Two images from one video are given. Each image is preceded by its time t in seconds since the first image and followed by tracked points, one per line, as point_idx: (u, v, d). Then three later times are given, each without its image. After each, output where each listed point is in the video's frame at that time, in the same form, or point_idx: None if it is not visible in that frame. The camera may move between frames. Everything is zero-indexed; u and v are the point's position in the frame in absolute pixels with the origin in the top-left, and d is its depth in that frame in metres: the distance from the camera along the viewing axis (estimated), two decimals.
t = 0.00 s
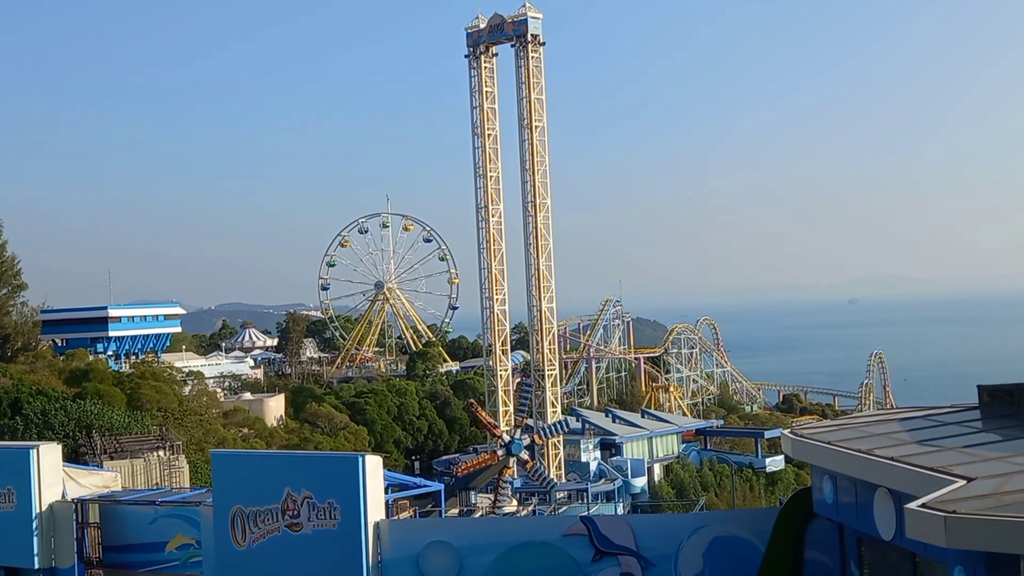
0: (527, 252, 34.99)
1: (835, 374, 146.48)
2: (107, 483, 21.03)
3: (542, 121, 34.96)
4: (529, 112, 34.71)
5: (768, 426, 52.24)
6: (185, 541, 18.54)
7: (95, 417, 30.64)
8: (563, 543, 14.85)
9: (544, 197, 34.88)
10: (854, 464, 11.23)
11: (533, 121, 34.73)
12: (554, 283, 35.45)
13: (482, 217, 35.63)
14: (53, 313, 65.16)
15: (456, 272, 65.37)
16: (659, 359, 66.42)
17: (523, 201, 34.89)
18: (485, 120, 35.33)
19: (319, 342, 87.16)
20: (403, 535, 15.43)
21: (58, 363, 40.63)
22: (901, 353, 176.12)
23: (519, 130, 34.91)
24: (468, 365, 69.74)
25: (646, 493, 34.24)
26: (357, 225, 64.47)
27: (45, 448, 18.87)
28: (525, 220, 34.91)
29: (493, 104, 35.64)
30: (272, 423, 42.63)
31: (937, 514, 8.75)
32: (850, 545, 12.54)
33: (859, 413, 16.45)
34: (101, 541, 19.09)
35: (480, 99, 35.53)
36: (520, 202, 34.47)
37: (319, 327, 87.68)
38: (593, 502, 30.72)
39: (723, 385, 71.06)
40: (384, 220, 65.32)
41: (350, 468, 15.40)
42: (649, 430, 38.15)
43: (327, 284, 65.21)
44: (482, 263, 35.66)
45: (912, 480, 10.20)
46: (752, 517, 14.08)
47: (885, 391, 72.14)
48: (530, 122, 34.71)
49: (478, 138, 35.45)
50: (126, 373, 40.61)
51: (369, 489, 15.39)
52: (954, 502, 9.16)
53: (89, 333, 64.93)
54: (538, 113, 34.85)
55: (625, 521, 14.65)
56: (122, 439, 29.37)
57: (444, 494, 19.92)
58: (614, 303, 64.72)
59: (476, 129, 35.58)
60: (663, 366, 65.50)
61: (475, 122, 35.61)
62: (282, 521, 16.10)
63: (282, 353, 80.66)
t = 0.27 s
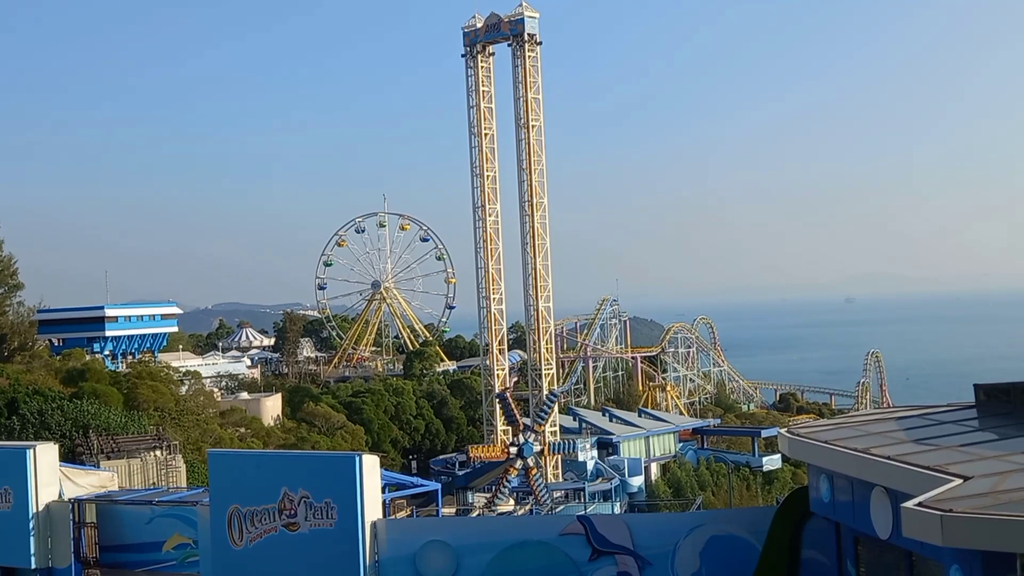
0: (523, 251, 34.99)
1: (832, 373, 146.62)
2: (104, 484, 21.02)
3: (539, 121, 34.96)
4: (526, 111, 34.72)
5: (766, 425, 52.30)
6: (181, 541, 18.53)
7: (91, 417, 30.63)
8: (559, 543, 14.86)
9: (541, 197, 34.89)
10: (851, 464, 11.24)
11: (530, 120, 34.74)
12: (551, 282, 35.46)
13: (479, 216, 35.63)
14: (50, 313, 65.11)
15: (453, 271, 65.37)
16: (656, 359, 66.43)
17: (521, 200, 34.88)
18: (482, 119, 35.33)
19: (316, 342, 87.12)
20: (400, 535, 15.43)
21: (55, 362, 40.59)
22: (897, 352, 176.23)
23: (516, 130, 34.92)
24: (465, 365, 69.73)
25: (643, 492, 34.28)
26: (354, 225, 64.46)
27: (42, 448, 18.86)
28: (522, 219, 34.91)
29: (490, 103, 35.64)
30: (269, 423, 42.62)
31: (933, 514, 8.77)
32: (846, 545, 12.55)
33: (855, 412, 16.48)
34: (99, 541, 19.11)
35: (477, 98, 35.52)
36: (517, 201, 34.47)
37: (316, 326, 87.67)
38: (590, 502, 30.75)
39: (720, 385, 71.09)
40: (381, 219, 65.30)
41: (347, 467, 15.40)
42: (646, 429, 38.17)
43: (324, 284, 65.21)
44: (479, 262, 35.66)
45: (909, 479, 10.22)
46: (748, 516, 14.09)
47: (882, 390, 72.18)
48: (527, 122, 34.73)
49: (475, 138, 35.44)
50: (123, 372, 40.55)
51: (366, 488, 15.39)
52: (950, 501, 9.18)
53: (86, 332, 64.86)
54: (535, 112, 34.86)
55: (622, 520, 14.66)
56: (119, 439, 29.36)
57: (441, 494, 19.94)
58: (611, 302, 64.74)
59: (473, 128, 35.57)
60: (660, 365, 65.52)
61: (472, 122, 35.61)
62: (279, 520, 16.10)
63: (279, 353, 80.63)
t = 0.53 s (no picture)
0: (519, 255, 35.00)
1: (827, 377, 146.78)
2: (99, 488, 20.97)
3: (535, 125, 34.99)
4: (522, 116, 34.75)
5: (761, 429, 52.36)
6: (176, 546, 18.27)
7: (86, 422, 30.61)
8: (555, 547, 14.84)
9: (536, 201, 34.92)
10: (847, 467, 11.25)
11: (525, 124, 34.78)
12: (547, 286, 35.46)
13: (475, 220, 35.64)
14: (46, 317, 65.01)
15: (449, 275, 65.39)
16: (652, 362, 66.46)
17: (516, 204, 34.91)
18: (477, 123, 35.35)
19: (312, 346, 87.05)
20: (396, 539, 15.42)
21: (50, 366, 40.52)
22: (892, 355, 176.48)
23: (512, 134, 34.95)
24: (460, 369, 69.69)
25: (639, 496, 34.30)
26: (350, 229, 64.47)
27: (37, 452, 18.86)
28: (518, 223, 34.92)
29: (485, 107, 35.66)
30: (265, 427, 42.59)
31: (928, 518, 8.78)
32: (842, 549, 12.56)
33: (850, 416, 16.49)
34: (94, 546, 19.03)
35: (473, 103, 35.54)
36: (512, 205, 34.49)
37: (312, 330, 87.61)
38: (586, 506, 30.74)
39: (716, 388, 71.15)
40: (376, 223, 65.28)
41: (343, 471, 15.38)
42: (642, 433, 38.19)
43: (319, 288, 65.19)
44: (474, 266, 35.66)
45: (905, 483, 10.22)
46: (745, 520, 14.10)
47: (877, 394, 72.24)
48: (523, 126, 34.76)
49: (471, 142, 35.46)
50: (118, 376, 40.47)
51: (362, 493, 15.38)
52: (945, 504, 9.19)
53: (81, 337, 64.78)
54: (531, 116, 34.89)
55: (618, 525, 14.67)
56: (114, 444, 29.34)
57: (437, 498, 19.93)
58: (607, 306, 64.77)
59: (468, 132, 35.58)
60: (655, 369, 65.55)
61: (468, 126, 35.63)
62: (274, 525, 16.07)
63: (275, 357, 80.58)
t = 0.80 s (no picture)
0: (516, 255, 35.00)
1: (824, 377, 146.96)
2: (96, 487, 20.94)
3: (532, 125, 34.99)
4: (518, 116, 34.75)
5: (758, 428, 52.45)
6: (173, 546, 18.26)
7: (83, 421, 30.59)
8: (552, 546, 14.85)
9: (533, 201, 34.93)
10: (844, 467, 11.26)
11: (522, 124, 34.78)
12: (544, 286, 35.47)
13: (472, 220, 35.64)
14: (42, 317, 64.93)
15: (445, 275, 65.40)
16: (649, 362, 66.51)
17: (513, 204, 34.92)
18: (474, 124, 35.35)
19: (308, 346, 87.00)
20: (393, 539, 15.42)
21: (46, 366, 40.47)
22: (888, 355, 176.67)
23: (509, 134, 34.95)
24: (457, 369, 69.67)
25: (636, 496, 34.34)
26: (347, 229, 64.49)
27: (33, 452, 18.79)
28: (515, 223, 34.93)
29: (482, 107, 35.66)
30: (261, 427, 42.58)
31: (924, 517, 8.80)
32: (838, 548, 12.59)
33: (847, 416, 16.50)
34: (90, 546, 19.07)
35: (469, 103, 35.55)
36: (509, 205, 34.49)
37: (308, 330, 87.59)
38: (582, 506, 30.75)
39: (712, 388, 71.23)
40: (373, 223, 65.27)
41: (340, 471, 15.39)
42: (638, 433, 38.23)
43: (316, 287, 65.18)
44: (471, 266, 35.66)
45: (901, 482, 10.23)
46: (741, 519, 14.11)
47: (874, 394, 72.33)
48: (520, 126, 34.76)
49: (467, 142, 35.46)
50: (115, 376, 40.41)
51: (359, 492, 15.38)
52: (941, 504, 9.21)
53: (78, 336, 64.73)
54: (528, 117, 34.88)
55: (614, 524, 14.67)
56: (111, 443, 29.32)
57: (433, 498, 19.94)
58: (604, 306, 64.81)
59: (465, 132, 35.58)
60: (652, 368, 65.61)
61: (465, 126, 35.63)
62: (271, 524, 16.06)
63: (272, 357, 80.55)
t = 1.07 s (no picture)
0: (515, 243, 34.97)
1: (823, 365, 147.13)
2: (96, 475, 20.97)
3: (531, 112, 34.92)
4: (517, 103, 34.67)
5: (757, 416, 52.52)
6: (173, 533, 18.69)
7: (82, 409, 30.58)
8: (551, 533, 14.88)
9: (532, 188, 34.88)
10: (842, 454, 11.27)
11: (521, 111, 34.71)
12: (543, 274, 35.45)
13: (471, 208, 35.59)
14: (41, 305, 64.88)
15: (444, 263, 65.38)
16: (648, 350, 66.52)
17: (512, 191, 34.87)
18: (473, 111, 35.28)
19: (308, 333, 87.01)
20: (392, 526, 15.44)
21: (45, 354, 40.43)
22: (887, 343, 176.77)
23: (508, 121, 34.89)
24: (456, 356, 69.66)
25: (635, 483, 34.39)
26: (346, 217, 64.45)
27: (32, 440, 18.72)
28: (514, 211, 34.89)
29: (481, 94, 35.59)
30: (261, 414, 42.59)
31: (923, 504, 8.81)
32: (838, 535, 12.61)
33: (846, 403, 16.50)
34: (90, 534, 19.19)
35: (468, 90, 35.47)
36: (508, 193, 34.45)
37: (308, 318, 87.59)
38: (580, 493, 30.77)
39: (711, 376, 71.28)
40: (372, 211, 65.19)
41: (339, 459, 15.39)
42: (637, 421, 38.27)
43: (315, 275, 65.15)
44: (470, 254, 35.63)
45: (900, 469, 10.24)
46: (741, 506, 14.11)
47: (873, 381, 72.39)
48: (519, 113, 34.70)
49: (466, 129, 35.39)
50: (114, 364, 40.37)
51: (359, 480, 15.40)
52: (940, 491, 9.21)
53: (77, 324, 64.71)
54: (527, 104, 34.81)
55: (614, 512, 14.66)
56: (110, 431, 29.32)
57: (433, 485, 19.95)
58: (603, 293, 64.81)
59: (464, 120, 35.51)
60: (651, 356, 65.65)
61: (464, 113, 35.55)
62: (271, 512, 16.08)
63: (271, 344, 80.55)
